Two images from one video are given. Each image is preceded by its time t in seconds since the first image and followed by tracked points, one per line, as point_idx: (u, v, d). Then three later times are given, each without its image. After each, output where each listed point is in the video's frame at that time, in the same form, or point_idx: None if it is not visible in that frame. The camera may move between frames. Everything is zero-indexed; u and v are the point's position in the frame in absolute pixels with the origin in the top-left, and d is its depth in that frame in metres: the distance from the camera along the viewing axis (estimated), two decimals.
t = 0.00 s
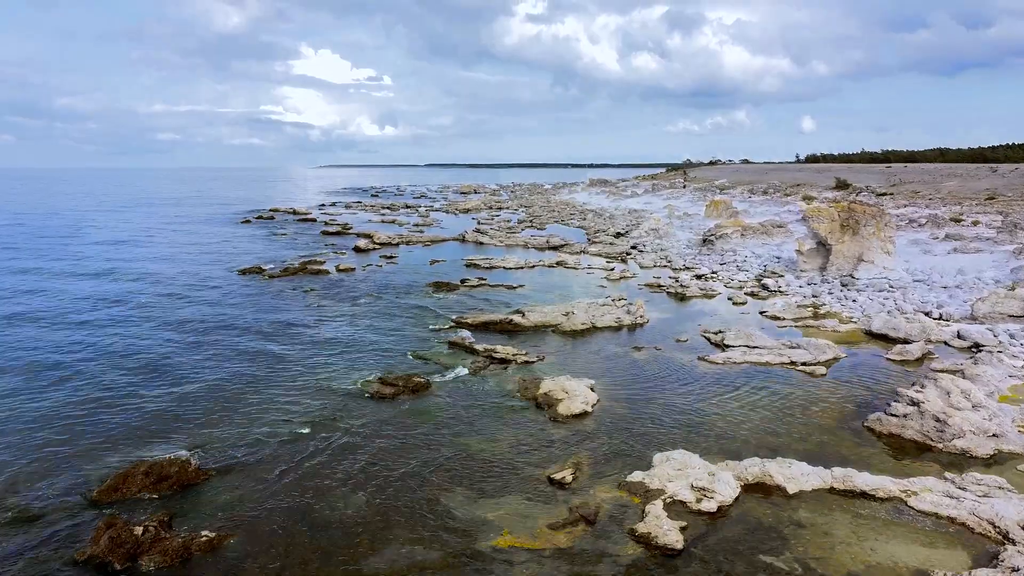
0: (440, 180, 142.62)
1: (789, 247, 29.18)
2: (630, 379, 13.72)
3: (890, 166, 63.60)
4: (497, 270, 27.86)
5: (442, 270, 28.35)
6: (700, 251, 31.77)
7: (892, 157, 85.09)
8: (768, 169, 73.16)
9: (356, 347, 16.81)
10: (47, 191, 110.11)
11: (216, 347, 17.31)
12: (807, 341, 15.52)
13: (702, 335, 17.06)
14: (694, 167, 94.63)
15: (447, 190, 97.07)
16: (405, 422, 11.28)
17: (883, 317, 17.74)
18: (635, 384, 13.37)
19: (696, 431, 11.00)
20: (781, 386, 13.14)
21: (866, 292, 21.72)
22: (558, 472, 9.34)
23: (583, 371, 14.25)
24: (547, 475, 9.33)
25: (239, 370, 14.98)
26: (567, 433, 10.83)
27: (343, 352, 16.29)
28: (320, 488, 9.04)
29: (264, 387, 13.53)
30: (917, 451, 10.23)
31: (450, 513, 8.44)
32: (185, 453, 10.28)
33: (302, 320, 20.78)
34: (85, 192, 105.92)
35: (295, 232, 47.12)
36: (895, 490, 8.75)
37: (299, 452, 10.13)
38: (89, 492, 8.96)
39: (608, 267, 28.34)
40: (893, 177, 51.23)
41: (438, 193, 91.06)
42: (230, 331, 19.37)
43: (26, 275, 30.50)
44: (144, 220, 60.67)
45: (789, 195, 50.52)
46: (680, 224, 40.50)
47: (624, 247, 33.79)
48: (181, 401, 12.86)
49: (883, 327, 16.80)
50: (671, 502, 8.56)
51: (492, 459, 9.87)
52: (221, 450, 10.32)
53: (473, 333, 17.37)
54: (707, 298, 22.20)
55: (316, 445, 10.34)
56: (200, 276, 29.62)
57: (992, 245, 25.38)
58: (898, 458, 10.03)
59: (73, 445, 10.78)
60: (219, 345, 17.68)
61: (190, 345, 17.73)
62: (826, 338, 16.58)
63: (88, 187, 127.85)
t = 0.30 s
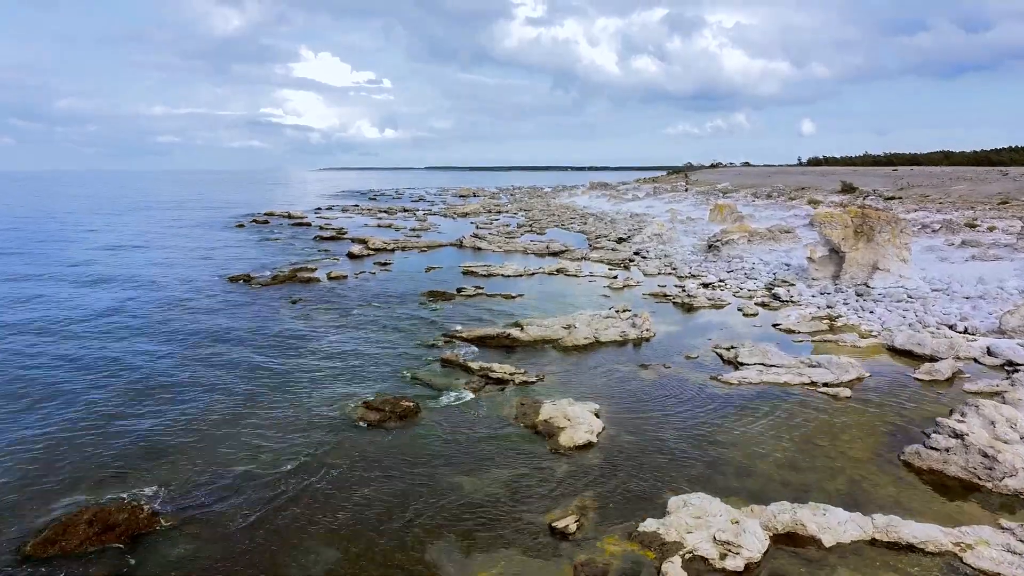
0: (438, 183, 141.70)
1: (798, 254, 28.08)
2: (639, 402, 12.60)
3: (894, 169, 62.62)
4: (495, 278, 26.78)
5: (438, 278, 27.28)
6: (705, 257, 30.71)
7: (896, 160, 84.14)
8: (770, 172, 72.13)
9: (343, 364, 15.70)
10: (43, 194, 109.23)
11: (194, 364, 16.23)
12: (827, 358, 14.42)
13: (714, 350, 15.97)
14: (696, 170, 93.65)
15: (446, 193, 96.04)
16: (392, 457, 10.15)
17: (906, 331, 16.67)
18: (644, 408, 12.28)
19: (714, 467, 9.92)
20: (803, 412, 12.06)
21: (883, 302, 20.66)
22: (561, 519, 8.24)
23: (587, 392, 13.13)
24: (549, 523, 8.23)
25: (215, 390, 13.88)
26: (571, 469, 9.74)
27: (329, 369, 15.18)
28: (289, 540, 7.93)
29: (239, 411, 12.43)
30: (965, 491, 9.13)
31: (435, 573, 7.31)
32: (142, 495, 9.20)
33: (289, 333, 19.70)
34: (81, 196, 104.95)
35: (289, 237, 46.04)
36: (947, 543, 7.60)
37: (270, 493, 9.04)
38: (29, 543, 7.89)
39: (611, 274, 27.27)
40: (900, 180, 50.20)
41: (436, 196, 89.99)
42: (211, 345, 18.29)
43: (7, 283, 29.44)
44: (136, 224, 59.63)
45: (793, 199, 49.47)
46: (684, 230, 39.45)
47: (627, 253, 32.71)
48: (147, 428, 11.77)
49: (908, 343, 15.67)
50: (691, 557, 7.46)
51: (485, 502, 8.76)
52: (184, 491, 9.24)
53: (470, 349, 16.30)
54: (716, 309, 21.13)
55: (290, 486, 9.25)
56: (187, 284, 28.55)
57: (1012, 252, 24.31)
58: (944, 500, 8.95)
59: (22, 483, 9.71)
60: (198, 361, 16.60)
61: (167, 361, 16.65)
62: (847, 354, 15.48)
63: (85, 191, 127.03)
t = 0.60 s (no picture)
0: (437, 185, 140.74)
1: (808, 261, 27.04)
2: (648, 427, 11.55)
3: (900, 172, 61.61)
4: (493, 286, 25.73)
5: (434, 285, 26.28)
6: (711, 263, 29.69)
7: (899, 163, 83.07)
8: (773, 175, 71.13)
9: (328, 381, 14.66)
10: (40, 197, 108.45)
11: (170, 380, 15.23)
12: (849, 376, 13.38)
13: (725, 366, 14.96)
14: (697, 173, 92.65)
15: (445, 196, 95.01)
16: (376, 497, 9.10)
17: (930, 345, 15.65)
18: (654, 433, 11.27)
19: (733, 506, 8.91)
20: (827, 438, 11.05)
21: (901, 312, 19.64)
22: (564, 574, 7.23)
23: (591, 416, 12.09)
24: None
25: (189, 412, 12.87)
26: (574, 509, 8.73)
27: (313, 387, 14.14)
28: None
29: (211, 439, 11.41)
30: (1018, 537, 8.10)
31: None
32: (96, 545, 8.20)
33: (275, 345, 18.67)
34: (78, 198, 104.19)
35: (284, 242, 45.02)
36: None
37: (236, 542, 8.04)
38: None
39: (614, 281, 26.26)
40: (907, 183, 49.15)
41: (435, 199, 88.91)
42: (190, 358, 17.30)
43: None
44: (130, 226, 58.64)
45: (798, 203, 48.46)
46: (688, 234, 38.42)
47: (629, 259, 31.68)
48: (110, 457, 10.78)
49: (935, 359, 14.60)
50: None
51: (478, 552, 7.75)
52: (142, 538, 8.27)
53: (465, 364, 15.28)
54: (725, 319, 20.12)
55: (259, 532, 8.25)
56: (174, 291, 27.56)
57: None
58: (995, 548, 7.91)
59: None
60: (174, 377, 15.58)
61: (142, 378, 15.65)
62: (869, 371, 14.45)
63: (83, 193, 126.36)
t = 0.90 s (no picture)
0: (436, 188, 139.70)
1: (820, 267, 25.91)
2: (660, 458, 10.43)
3: (905, 175, 60.54)
4: (490, 294, 24.61)
5: (429, 294, 25.15)
6: (718, 269, 28.59)
7: (903, 165, 81.99)
8: (776, 177, 70.08)
9: (310, 401, 13.54)
10: (33, 199, 107.23)
11: (140, 401, 14.12)
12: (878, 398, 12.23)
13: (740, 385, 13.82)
14: (698, 175, 91.58)
15: (443, 199, 93.89)
16: (350, 553, 7.96)
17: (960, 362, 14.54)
18: (667, 466, 10.14)
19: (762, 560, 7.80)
20: (860, 474, 9.92)
21: (923, 324, 18.53)
22: None
23: (596, 444, 10.96)
24: None
25: (154, 440, 11.76)
26: (581, 566, 7.61)
27: (292, 409, 13.03)
28: None
29: (174, 474, 10.29)
30: None
31: None
32: None
33: (258, 359, 17.56)
34: (74, 201, 103.21)
35: (277, 246, 43.89)
36: None
37: None
38: None
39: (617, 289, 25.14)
40: (915, 187, 48.08)
41: (433, 202, 87.78)
42: (165, 375, 16.20)
43: None
44: (122, 229, 57.50)
45: (804, 206, 47.34)
46: (692, 239, 37.33)
47: (633, 265, 30.58)
48: (63, 495, 9.68)
49: (968, 378, 13.47)
50: None
51: None
52: None
53: (460, 383, 14.15)
54: (736, 330, 19.00)
55: None
56: (159, 299, 26.46)
57: None
58: None
59: None
60: (148, 396, 14.47)
61: (111, 397, 14.56)
62: (896, 392, 13.32)
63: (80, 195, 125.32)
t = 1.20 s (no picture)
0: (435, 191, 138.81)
1: (832, 274, 24.81)
2: (673, 495, 9.34)
3: (911, 177, 59.51)
4: (488, 303, 23.54)
5: (424, 302, 24.10)
6: (725, 276, 27.54)
7: (906, 167, 81.03)
8: (779, 180, 69.08)
9: (289, 425, 12.46)
10: (28, 201, 106.18)
11: (105, 423, 13.06)
12: (909, 422, 11.14)
13: (757, 407, 12.76)
14: (698, 178, 90.67)
15: (442, 202, 92.85)
16: None
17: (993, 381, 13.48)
18: (684, 505, 9.06)
19: None
20: (898, 514, 8.85)
21: (946, 336, 17.47)
22: None
23: (601, 477, 9.87)
24: None
25: (113, 471, 10.70)
26: None
27: (269, 435, 11.95)
28: None
29: (129, 517, 9.23)
30: None
31: None
32: None
33: (240, 374, 16.47)
34: (70, 202, 102.25)
35: (270, 251, 42.83)
36: None
37: None
38: None
39: (621, 297, 24.08)
40: (922, 190, 47.07)
41: (431, 205, 86.74)
42: (138, 392, 15.13)
43: None
44: (113, 233, 56.29)
45: (809, 209, 46.32)
46: (696, 243, 36.30)
47: (636, 271, 29.54)
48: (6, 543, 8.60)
49: (1004, 399, 12.38)
50: None
51: None
52: None
53: (453, 404, 13.07)
54: (747, 342, 17.95)
55: None
56: (142, 307, 25.35)
57: None
58: None
59: None
60: (117, 418, 13.41)
61: (76, 419, 13.47)
62: (927, 415, 12.26)
63: (75, 198, 124.06)
